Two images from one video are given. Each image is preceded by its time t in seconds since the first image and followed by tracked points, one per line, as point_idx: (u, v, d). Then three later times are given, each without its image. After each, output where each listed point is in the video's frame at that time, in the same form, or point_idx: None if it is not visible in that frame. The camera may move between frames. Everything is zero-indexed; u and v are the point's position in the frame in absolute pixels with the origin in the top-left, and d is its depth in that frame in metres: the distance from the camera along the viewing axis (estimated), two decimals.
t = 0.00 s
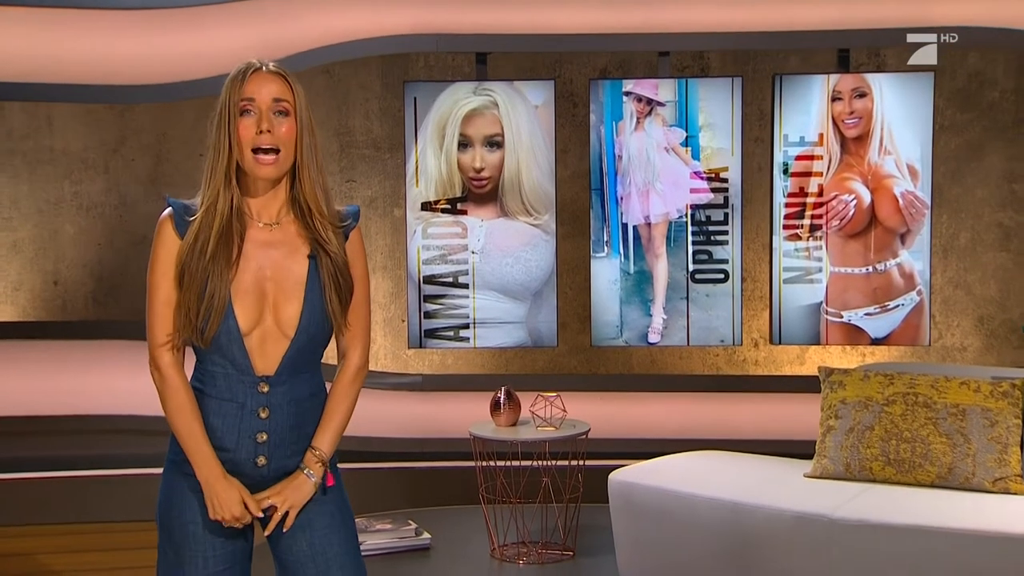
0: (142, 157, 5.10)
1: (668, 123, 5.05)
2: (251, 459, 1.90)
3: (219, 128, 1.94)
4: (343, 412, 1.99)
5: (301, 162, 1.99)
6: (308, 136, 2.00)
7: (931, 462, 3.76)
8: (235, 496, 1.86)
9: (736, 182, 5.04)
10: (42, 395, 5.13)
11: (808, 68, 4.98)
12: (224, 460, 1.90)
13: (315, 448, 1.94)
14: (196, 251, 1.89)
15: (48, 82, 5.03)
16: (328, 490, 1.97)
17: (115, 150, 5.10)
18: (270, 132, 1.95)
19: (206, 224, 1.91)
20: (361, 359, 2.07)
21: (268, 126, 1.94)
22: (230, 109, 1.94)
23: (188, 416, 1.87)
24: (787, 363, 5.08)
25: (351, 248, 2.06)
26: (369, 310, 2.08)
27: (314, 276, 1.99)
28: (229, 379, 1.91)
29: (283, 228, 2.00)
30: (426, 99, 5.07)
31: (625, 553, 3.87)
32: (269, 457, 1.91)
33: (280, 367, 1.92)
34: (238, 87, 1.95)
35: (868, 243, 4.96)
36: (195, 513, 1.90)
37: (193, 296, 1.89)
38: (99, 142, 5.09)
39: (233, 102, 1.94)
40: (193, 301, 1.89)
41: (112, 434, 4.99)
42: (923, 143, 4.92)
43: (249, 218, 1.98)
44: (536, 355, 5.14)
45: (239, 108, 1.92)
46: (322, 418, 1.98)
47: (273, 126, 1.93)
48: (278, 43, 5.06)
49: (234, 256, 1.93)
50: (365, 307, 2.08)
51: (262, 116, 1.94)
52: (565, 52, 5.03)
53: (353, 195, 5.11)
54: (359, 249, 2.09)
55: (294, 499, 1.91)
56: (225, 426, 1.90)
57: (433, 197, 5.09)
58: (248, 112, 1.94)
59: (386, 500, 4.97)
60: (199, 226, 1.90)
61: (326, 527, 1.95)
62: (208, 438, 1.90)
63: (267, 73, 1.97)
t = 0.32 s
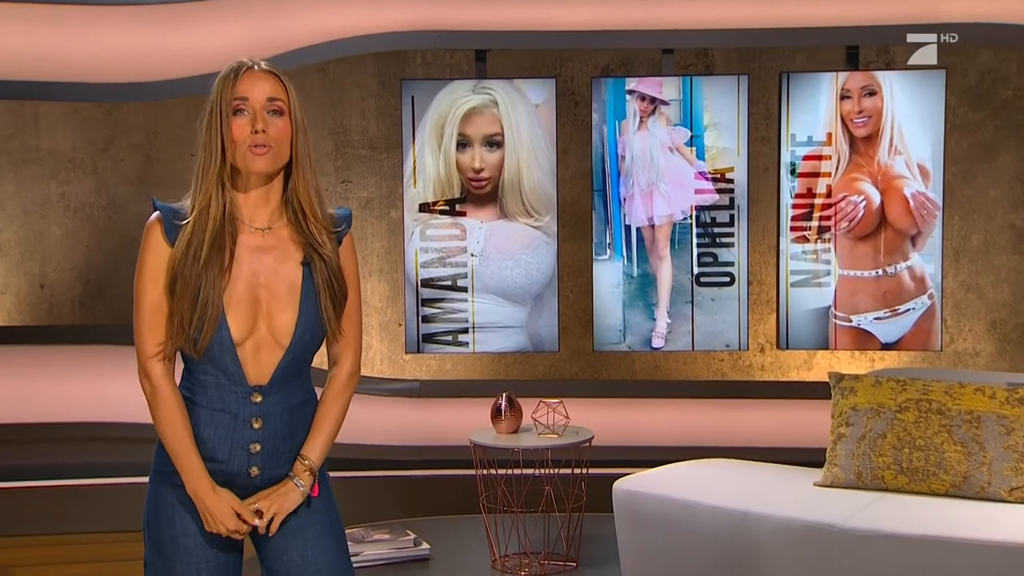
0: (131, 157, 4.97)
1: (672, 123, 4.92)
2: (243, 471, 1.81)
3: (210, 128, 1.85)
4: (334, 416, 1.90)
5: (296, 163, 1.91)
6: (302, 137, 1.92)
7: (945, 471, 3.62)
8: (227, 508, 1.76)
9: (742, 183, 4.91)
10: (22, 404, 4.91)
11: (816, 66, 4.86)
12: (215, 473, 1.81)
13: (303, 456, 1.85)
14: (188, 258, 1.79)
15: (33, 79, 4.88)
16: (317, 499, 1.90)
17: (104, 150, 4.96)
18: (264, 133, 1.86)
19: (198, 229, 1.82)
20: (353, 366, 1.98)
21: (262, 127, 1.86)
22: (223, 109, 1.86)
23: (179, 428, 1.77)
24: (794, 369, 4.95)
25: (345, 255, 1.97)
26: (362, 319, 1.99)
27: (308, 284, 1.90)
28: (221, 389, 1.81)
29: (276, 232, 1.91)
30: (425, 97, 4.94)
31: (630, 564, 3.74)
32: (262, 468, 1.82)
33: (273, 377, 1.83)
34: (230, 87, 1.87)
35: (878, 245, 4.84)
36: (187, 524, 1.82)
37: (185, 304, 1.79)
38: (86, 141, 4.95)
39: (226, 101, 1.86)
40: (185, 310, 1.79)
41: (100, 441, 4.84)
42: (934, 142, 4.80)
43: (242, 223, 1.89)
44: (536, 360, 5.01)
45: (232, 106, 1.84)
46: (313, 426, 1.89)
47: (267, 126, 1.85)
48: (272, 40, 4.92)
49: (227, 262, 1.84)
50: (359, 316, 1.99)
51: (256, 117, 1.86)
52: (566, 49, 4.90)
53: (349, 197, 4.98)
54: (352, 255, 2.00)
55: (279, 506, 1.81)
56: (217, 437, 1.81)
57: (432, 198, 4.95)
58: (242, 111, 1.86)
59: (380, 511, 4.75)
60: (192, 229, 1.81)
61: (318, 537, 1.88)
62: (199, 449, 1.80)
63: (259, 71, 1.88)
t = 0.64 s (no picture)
0: (120, 157, 4.84)
1: (676, 121, 4.79)
2: (231, 478, 1.70)
3: (190, 129, 1.74)
4: (330, 418, 1.77)
5: (279, 166, 1.79)
6: (289, 138, 1.80)
7: (959, 479, 3.47)
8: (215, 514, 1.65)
9: (748, 184, 4.79)
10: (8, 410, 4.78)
11: (823, 64, 4.74)
12: (201, 481, 1.70)
13: (294, 464, 1.72)
14: (167, 261, 1.69)
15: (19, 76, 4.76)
16: (311, 509, 1.77)
17: (92, 150, 4.83)
18: (246, 135, 1.74)
19: (180, 232, 1.72)
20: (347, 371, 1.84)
21: (244, 130, 1.74)
22: (205, 109, 1.74)
23: (162, 436, 1.68)
24: (801, 373, 4.84)
25: (333, 253, 1.84)
26: (355, 319, 1.85)
27: (291, 282, 1.77)
28: (206, 395, 1.71)
29: (261, 232, 1.79)
30: (422, 95, 4.79)
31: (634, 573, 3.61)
32: (252, 476, 1.71)
33: (259, 380, 1.72)
34: (211, 86, 1.75)
35: (888, 246, 4.72)
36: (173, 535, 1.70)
37: (165, 306, 1.70)
38: (74, 141, 4.82)
39: (206, 102, 1.74)
40: (166, 312, 1.70)
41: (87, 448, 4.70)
42: (946, 141, 4.67)
43: (225, 222, 1.78)
44: (537, 365, 4.88)
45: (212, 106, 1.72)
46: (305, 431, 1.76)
47: (249, 127, 1.72)
48: (264, 37, 4.80)
49: (209, 261, 1.73)
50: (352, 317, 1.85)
51: (238, 118, 1.74)
52: (566, 45, 4.77)
53: (344, 197, 4.84)
54: (343, 254, 1.87)
55: (267, 514, 1.68)
56: (202, 444, 1.70)
57: (429, 199, 4.82)
58: (223, 111, 1.74)
59: (380, 520, 4.68)
60: (171, 233, 1.71)
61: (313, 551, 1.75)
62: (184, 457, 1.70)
63: (243, 70, 1.77)
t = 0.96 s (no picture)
0: (114, 156, 4.73)
1: (683, 121, 4.69)
2: (225, 484, 1.58)
3: (185, 129, 1.64)
4: (333, 422, 1.62)
5: (274, 170, 1.66)
6: (289, 140, 1.67)
7: (976, 487, 3.33)
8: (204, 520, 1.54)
9: (756, 184, 4.68)
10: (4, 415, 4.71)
11: (835, 61, 4.63)
12: (194, 488, 1.60)
13: (294, 471, 1.58)
14: (157, 265, 1.61)
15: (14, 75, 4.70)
16: (312, 517, 1.62)
17: (85, 150, 4.73)
18: (242, 138, 1.63)
19: (173, 234, 1.63)
20: (350, 372, 1.69)
21: (239, 134, 1.62)
22: (200, 110, 1.64)
23: (154, 443, 1.59)
24: (810, 379, 4.71)
25: (332, 252, 1.69)
26: (358, 320, 1.71)
27: (282, 282, 1.64)
28: (201, 397, 1.60)
29: (257, 233, 1.67)
30: (423, 95, 4.69)
31: None
32: (247, 483, 1.58)
33: (253, 382, 1.60)
34: (208, 87, 1.64)
35: (900, 248, 4.62)
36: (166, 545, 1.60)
37: (154, 308, 1.60)
38: (67, 140, 4.72)
39: (203, 104, 1.63)
40: (155, 314, 1.61)
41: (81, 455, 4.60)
42: (960, 140, 4.58)
43: (219, 223, 1.68)
44: (540, 371, 4.76)
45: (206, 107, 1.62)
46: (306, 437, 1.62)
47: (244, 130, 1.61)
48: (262, 36, 4.72)
49: (200, 262, 1.63)
50: (353, 319, 1.70)
51: (233, 120, 1.62)
52: (571, 43, 4.66)
53: (343, 198, 4.73)
54: (345, 253, 1.72)
55: (263, 523, 1.55)
56: (196, 448, 1.60)
57: (430, 201, 4.71)
58: (218, 113, 1.63)
59: (380, 529, 4.47)
60: (161, 238, 1.62)
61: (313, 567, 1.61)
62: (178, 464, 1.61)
63: (242, 70, 1.65)
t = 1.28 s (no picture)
0: (108, 155, 4.66)
1: (688, 119, 4.61)
2: (235, 488, 1.50)
3: (192, 130, 1.57)
4: (345, 424, 1.53)
5: (282, 169, 1.58)
6: (300, 138, 1.59)
7: (988, 493, 3.20)
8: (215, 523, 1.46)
9: (763, 184, 4.60)
10: None
11: (842, 58, 4.55)
12: (204, 492, 1.51)
13: (306, 472, 1.49)
14: (164, 266, 1.54)
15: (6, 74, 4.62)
16: (326, 522, 1.53)
17: (79, 148, 4.66)
18: (249, 136, 1.54)
19: (181, 235, 1.56)
20: (363, 373, 1.59)
21: (245, 131, 1.54)
22: (206, 110, 1.55)
23: (163, 446, 1.51)
24: (818, 382, 4.64)
25: (341, 250, 1.59)
26: (369, 320, 1.61)
27: (290, 280, 1.55)
28: (209, 399, 1.52)
29: (265, 232, 1.59)
30: (423, 92, 4.60)
31: None
32: (258, 485, 1.50)
33: (262, 382, 1.51)
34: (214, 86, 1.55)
35: (909, 248, 4.53)
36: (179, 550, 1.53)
37: (160, 308, 1.53)
38: (61, 139, 4.65)
39: (209, 103, 1.55)
40: (160, 314, 1.53)
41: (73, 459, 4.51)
42: (971, 139, 4.50)
43: (227, 222, 1.60)
44: (542, 374, 4.67)
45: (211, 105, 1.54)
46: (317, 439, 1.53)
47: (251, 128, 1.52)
48: (259, 34, 4.65)
49: (208, 262, 1.56)
50: (366, 318, 1.61)
51: (239, 119, 1.54)
52: (573, 40, 4.57)
53: (342, 198, 4.64)
54: (356, 252, 1.62)
55: (276, 526, 1.46)
56: (205, 450, 1.51)
57: (431, 200, 4.63)
58: (224, 111, 1.54)
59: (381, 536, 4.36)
60: (169, 240, 1.55)
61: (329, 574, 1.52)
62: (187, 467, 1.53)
63: (249, 68, 1.57)
